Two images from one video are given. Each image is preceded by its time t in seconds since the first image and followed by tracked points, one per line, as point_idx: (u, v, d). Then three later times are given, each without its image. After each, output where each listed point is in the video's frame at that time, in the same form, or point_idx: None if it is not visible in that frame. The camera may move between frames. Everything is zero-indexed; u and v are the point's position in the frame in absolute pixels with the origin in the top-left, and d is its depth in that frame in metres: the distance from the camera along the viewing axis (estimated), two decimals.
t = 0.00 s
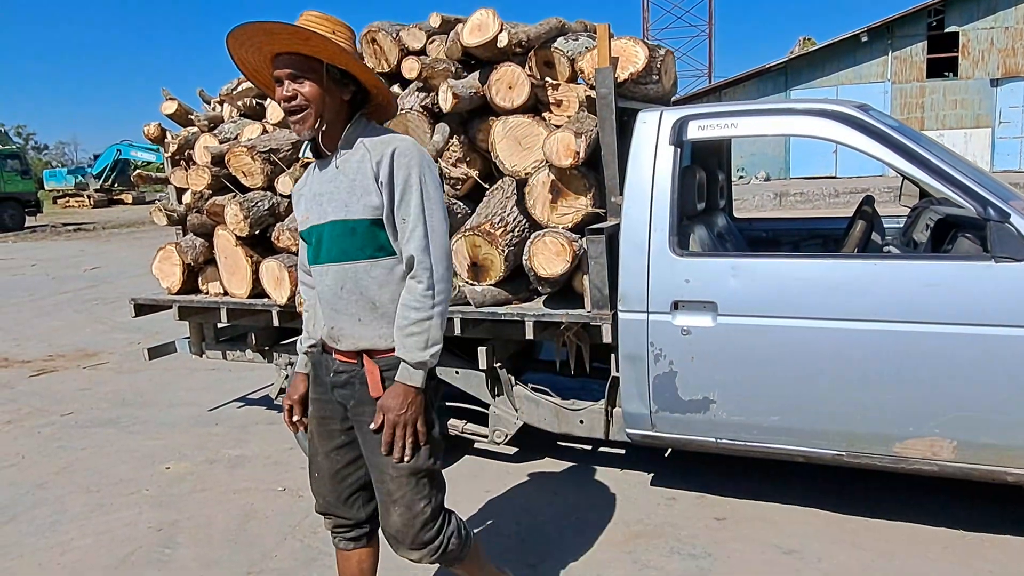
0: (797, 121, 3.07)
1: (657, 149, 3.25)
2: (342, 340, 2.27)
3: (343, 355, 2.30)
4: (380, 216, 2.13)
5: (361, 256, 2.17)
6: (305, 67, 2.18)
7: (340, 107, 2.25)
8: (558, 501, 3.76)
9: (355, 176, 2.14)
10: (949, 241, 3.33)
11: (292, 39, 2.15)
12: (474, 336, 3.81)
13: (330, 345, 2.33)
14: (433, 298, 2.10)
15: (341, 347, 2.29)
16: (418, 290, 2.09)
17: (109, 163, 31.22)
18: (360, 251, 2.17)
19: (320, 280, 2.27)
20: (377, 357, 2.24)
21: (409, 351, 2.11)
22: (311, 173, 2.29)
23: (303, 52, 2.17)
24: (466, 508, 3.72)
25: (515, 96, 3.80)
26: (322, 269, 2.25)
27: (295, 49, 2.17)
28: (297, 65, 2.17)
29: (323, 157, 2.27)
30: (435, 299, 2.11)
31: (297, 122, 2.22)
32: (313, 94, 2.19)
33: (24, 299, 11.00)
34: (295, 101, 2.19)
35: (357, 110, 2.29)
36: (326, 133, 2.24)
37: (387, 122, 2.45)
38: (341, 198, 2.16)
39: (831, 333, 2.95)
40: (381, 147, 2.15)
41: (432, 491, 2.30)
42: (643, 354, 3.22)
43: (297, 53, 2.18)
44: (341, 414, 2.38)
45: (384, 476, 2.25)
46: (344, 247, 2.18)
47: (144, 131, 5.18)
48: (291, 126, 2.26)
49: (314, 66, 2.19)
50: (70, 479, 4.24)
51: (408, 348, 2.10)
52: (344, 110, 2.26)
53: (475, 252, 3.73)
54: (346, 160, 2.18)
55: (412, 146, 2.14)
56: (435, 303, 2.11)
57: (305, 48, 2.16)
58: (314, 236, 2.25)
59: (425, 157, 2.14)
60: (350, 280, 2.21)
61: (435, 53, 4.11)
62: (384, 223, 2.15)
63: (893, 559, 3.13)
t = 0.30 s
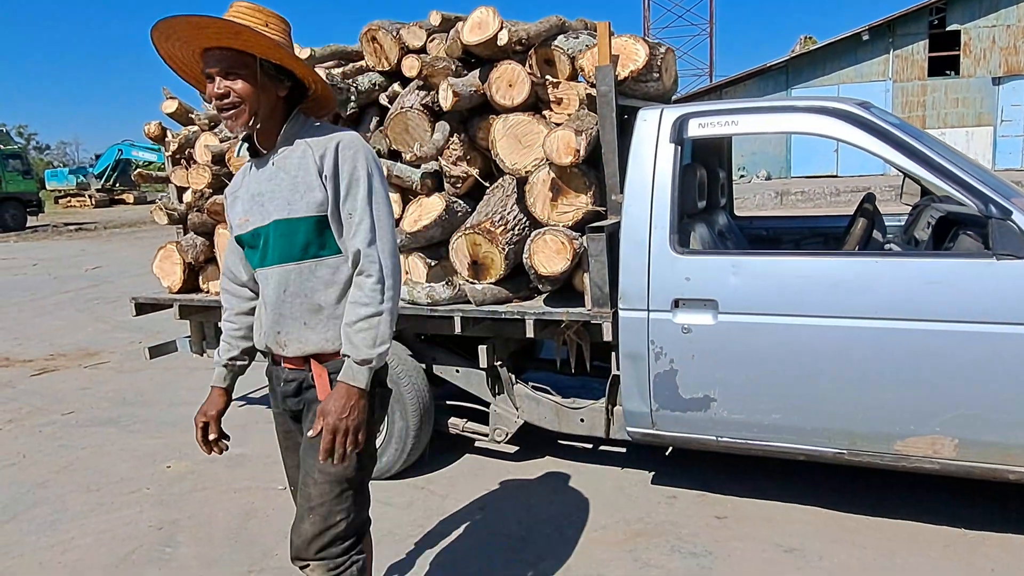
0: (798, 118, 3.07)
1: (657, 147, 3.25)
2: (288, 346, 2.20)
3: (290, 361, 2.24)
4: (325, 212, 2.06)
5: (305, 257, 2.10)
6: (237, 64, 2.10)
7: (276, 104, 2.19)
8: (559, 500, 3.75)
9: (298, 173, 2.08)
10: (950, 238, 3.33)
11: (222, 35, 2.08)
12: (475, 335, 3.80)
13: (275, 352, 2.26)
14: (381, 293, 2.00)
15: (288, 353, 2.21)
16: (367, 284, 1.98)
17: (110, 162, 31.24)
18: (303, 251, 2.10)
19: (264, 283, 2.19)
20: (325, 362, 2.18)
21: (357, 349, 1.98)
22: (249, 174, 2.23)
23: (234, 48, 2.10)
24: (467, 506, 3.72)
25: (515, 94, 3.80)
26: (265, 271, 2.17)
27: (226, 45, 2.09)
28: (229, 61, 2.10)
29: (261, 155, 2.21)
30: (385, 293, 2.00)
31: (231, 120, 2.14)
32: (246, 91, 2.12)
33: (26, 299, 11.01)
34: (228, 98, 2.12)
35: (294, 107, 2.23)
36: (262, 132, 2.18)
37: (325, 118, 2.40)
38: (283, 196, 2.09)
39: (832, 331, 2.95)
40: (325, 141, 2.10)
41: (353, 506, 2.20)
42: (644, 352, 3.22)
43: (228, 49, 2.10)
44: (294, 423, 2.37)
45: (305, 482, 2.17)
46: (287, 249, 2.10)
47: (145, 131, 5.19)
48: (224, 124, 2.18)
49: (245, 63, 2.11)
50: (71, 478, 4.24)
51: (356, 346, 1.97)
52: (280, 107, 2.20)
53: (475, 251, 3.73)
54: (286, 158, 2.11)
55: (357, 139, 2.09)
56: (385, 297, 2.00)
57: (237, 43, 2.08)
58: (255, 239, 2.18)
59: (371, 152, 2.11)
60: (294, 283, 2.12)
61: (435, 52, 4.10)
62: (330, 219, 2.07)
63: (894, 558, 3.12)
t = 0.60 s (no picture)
0: (797, 117, 3.06)
1: (656, 146, 3.25)
2: (213, 375, 2.05)
3: (211, 392, 2.11)
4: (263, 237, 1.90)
5: (226, 281, 1.95)
6: (171, 67, 1.92)
7: (216, 110, 2.01)
8: (558, 499, 3.75)
9: (230, 189, 1.91)
10: (949, 237, 3.33)
11: (154, 36, 1.89)
12: (474, 334, 3.81)
13: (199, 378, 2.13)
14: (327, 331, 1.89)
15: (209, 383, 2.08)
16: (312, 322, 1.87)
17: (111, 162, 31.26)
18: (225, 275, 1.95)
19: (186, 304, 2.05)
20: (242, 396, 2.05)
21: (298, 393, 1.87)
22: (179, 183, 2.06)
23: (168, 49, 1.91)
24: (467, 506, 3.72)
25: (514, 94, 3.80)
26: (187, 292, 2.04)
27: (159, 46, 1.91)
28: (163, 64, 1.91)
29: (199, 165, 2.04)
30: (329, 333, 1.90)
31: (164, 127, 1.96)
32: (182, 97, 1.94)
33: (27, 299, 11.02)
34: (161, 104, 1.94)
35: (237, 114, 2.06)
36: (197, 141, 2.00)
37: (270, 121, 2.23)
38: (213, 215, 1.92)
39: (831, 330, 2.95)
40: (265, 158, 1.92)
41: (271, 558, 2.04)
42: (643, 351, 3.22)
43: (161, 50, 1.91)
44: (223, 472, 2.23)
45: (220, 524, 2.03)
46: (204, 272, 1.96)
47: (144, 130, 5.19)
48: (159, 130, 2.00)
49: (181, 65, 1.93)
50: (72, 477, 4.24)
51: (298, 389, 1.87)
52: (221, 113, 2.02)
53: (474, 250, 3.73)
54: (222, 173, 1.94)
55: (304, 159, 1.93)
56: (330, 337, 1.90)
57: (171, 44, 1.90)
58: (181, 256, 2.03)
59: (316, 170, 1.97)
60: (215, 309, 1.98)
61: (434, 51, 4.11)
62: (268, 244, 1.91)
63: (893, 557, 3.12)
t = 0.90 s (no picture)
0: (796, 117, 3.07)
1: (655, 146, 3.25)
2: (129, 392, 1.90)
3: (136, 409, 1.93)
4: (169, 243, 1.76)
5: (144, 293, 1.81)
6: (78, 51, 1.75)
7: (134, 98, 1.84)
8: (558, 499, 3.76)
9: (141, 191, 1.77)
10: (947, 236, 3.33)
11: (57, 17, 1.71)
12: (473, 334, 3.82)
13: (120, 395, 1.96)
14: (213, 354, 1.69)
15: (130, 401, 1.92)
16: (196, 343, 1.69)
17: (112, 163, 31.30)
18: (143, 287, 1.81)
19: (107, 314, 1.91)
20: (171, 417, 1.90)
21: (173, 425, 1.68)
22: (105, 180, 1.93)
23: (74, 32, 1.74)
24: (467, 505, 3.72)
25: (513, 94, 3.79)
26: (108, 301, 1.89)
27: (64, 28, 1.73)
28: (69, 49, 1.74)
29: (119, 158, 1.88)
30: (215, 358, 1.69)
31: (75, 118, 1.80)
32: (92, 85, 1.77)
33: (28, 300, 11.04)
34: (69, 94, 1.77)
35: (160, 101, 1.89)
36: (114, 133, 1.85)
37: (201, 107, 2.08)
38: (128, 217, 1.80)
39: (830, 330, 2.95)
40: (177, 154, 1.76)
41: None
42: (642, 351, 3.22)
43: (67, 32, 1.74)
44: (129, 497, 2.01)
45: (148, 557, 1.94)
46: (128, 278, 1.82)
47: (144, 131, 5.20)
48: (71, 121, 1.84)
49: (90, 48, 1.75)
50: (73, 477, 4.25)
51: (172, 420, 1.68)
52: (140, 101, 1.86)
53: (473, 250, 3.73)
54: (138, 169, 1.80)
55: (221, 159, 1.75)
56: (213, 363, 1.69)
57: (76, 26, 1.72)
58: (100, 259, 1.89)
59: (232, 172, 1.75)
60: (133, 321, 1.85)
61: (433, 52, 4.12)
62: (175, 252, 1.76)
63: (892, 557, 3.11)
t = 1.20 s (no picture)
0: (796, 117, 3.07)
1: (656, 145, 3.26)
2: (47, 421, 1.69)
3: (59, 440, 1.73)
4: (96, 260, 1.57)
5: (67, 314, 1.60)
6: None
7: (43, 103, 1.63)
8: (558, 498, 3.76)
9: (63, 202, 1.57)
10: (947, 235, 3.34)
11: None
12: (474, 334, 3.83)
13: (36, 425, 1.74)
14: (161, 375, 1.55)
15: (50, 429, 1.70)
16: (144, 364, 1.54)
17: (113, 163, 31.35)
18: (65, 306, 1.60)
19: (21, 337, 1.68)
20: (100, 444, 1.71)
21: (114, 446, 1.54)
22: (10, 187, 1.70)
23: None
24: (468, 504, 3.73)
25: (513, 94, 3.80)
26: (21, 322, 1.66)
27: None
28: None
29: (31, 168, 1.67)
30: (164, 377, 1.56)
31: None
32: None
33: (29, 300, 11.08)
34: None
35: (72, 106, 1.69)
36: (22, 142, 1.63)
37: (114, 112, 1.87)
38: (43, 231, 1.58)
39: (831, 329, 2.96)
40: (101, 162, 1.57)
41: None
42: (642, 350, 3.23)
43: None
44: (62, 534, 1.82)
45: None
46: (47, 297, 1.60)
47: (146, 131, 5.22)
48: None
49: None
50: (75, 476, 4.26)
51: (114, 442, 1.54)
52: (50, 105, 1.64)
53: (474, 250, 3.74)
54: (52, 179, 1.59)
55: (153, 166, 1.59)
56: (162, 381, 1.56)
57: None
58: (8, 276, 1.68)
59: (168, 178, 1.61)
60: (54, 345, 1.62)
61: (434, 52, 4.13)
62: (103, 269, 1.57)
63: (893, 556, 3.11)
